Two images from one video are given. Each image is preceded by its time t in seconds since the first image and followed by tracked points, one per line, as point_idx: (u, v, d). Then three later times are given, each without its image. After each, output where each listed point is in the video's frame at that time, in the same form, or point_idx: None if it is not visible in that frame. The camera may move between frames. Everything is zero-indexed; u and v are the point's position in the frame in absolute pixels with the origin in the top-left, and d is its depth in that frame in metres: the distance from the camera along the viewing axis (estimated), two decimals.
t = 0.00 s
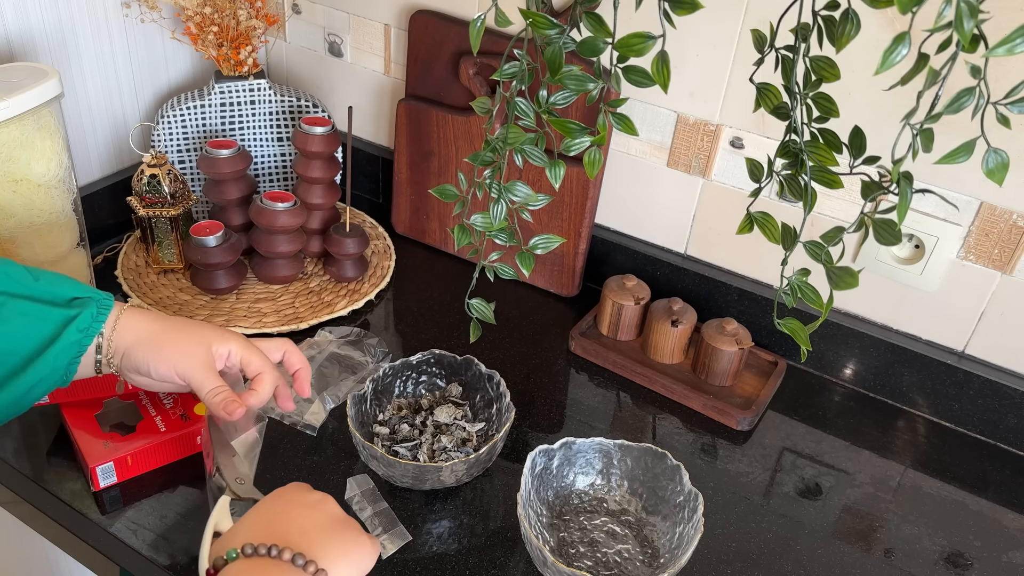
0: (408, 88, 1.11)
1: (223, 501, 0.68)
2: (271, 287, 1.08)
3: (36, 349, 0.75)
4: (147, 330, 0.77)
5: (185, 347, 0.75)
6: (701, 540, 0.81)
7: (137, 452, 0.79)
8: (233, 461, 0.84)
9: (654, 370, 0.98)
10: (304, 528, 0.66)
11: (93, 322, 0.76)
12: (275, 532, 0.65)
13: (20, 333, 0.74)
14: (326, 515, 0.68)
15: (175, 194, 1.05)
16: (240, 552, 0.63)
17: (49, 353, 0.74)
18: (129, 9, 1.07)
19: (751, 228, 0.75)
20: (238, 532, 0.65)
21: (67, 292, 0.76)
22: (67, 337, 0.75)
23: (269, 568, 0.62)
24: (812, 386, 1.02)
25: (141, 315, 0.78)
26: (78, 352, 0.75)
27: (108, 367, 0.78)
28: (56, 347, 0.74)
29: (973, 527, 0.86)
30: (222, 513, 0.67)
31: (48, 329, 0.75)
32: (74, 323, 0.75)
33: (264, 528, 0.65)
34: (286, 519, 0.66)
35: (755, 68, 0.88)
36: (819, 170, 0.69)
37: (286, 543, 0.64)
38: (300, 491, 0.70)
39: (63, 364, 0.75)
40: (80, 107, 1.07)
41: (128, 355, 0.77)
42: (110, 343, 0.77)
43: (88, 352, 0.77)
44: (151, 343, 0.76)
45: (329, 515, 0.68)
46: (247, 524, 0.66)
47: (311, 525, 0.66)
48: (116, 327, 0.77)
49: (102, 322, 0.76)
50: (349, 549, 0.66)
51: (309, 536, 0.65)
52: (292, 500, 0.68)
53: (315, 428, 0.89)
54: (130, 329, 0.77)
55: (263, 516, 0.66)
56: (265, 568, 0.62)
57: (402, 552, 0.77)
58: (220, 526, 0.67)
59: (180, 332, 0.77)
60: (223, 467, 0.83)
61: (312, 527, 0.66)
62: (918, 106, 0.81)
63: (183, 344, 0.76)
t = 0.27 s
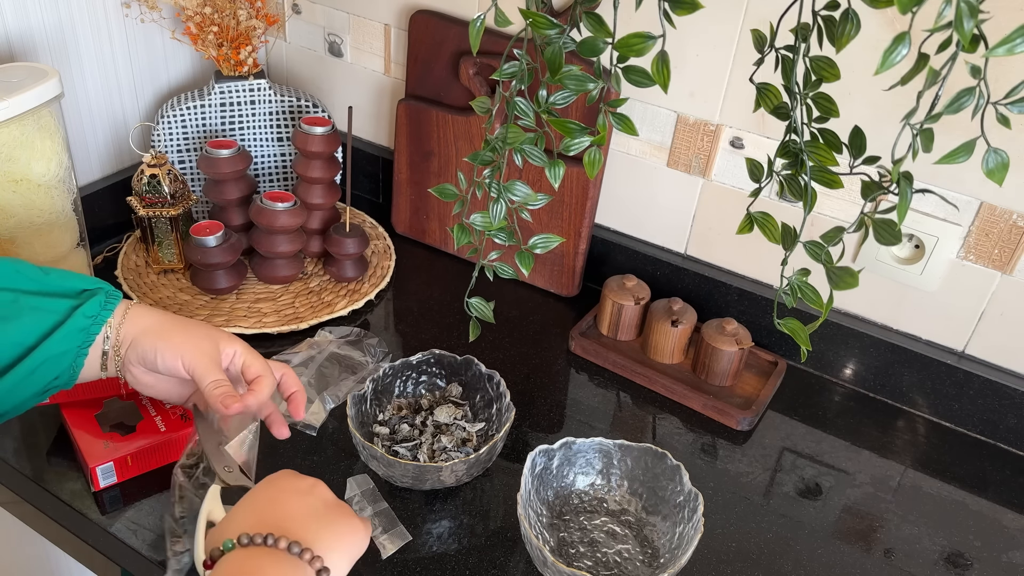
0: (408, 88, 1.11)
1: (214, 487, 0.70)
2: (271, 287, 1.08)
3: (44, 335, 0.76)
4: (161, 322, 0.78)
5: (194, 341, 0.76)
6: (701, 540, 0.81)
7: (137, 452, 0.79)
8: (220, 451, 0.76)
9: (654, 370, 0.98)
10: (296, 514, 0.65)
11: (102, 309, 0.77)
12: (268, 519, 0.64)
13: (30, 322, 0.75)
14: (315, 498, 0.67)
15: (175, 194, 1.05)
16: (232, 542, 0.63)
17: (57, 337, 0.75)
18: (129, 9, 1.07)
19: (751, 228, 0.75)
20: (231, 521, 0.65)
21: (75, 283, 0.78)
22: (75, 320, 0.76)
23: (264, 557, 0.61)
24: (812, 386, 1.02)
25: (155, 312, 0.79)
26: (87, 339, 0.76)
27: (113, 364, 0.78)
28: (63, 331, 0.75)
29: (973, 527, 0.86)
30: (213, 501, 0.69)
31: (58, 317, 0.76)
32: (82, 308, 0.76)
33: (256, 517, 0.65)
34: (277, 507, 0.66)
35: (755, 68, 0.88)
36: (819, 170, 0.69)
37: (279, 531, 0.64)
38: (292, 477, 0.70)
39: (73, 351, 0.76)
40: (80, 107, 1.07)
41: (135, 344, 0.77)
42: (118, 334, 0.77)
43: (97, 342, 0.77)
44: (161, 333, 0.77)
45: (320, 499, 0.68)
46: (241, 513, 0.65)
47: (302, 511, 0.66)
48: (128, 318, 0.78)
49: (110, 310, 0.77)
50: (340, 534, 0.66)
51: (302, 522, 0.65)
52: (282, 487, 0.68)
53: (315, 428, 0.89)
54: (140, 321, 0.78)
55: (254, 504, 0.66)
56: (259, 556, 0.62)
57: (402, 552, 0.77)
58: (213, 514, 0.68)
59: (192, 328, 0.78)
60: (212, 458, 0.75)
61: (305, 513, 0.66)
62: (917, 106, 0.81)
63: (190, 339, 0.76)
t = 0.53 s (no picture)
0: (408, 88, 1.11)
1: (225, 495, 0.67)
2: (271, 287, 1.08)
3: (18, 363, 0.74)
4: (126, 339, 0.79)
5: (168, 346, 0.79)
6: (701, 539, 0.81)
7: (137, 451, 0.79)
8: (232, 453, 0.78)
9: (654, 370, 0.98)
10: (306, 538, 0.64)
11: (77, 334, 0.76)
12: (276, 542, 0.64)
13: (5, 348, 0.73)
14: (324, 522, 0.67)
15: (174, 194, 1.05)
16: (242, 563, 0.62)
17: (33, 363, 0.74)
18: (129, 9, 1.07)
19: (751, 228, 0.75)
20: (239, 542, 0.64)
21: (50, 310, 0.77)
22: (51, 346, 0.75)
23: None
24: (812, 386, 1.02)
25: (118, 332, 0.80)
26: (62, 365, 0.75)
27: (87, 391, 0.77)
28: (38, 358, 0.74)
29: (973, 527, 0.86)
30: (224, 509, 0.66)
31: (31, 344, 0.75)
32: (57, 334, 0.75)
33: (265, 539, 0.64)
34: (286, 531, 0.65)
35: (755, 68, 0.88)
36: (819, 170, 0.69)
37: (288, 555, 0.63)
38: (300, 499, 0.69)
39: (47, 378, 0.75)
40: (80, 107, 1.07)
41: (110, 367, 0.77)
42: (92, 362, 0.77)
43: (71, 370, 0.76)
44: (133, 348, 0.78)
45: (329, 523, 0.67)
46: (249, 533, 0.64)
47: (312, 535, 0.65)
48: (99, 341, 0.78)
49: (83, 338, 0.77)
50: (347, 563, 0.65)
51: (311, 546, 0.64)
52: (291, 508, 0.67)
53: (315, 428, 0.89)
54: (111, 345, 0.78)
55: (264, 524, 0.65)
56: None
57: (402, 552, 0.77)
58: (222, 522, 0.66)
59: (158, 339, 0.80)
60: (224, 460, 0.77)
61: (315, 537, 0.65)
62: (918, 106, 0.82)
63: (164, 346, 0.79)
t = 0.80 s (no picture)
0: (408, 88, 1.11)
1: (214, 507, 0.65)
2: (271, 287, 1.08)
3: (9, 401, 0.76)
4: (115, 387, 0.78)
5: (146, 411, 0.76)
6: (701, 539, 0.81)
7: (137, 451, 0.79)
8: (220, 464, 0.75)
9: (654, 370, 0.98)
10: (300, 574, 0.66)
11: (65, 375, 0.77)
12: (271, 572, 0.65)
13: None
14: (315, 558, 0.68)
15: (175, 194, 1.05)
16: None
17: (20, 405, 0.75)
18: (128, 9, 1.07)
19: (751, 228, 0.75)
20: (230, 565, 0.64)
21: (44, 349, 0.79)
22: (39, 389, 0.76)
23: None
24: (812, 386, 1.02)
25: (110, 376, 0.79)
26: (47, 406, 0.76)
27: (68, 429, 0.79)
28: (25, 400, 0.75)
29: (973, 527, 0.86)
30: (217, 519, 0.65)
31: (24, 382, 0.77)
32: (45, 376, 0.76)
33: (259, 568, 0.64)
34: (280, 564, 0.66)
35: (755, 68, 0.88)
36: (819, 170, 0.69)
37: None
38: (291, 531, 0.70)
39: (32, 419, 0.76)
40: (80, 107, 1.07)
41: (90, 417, 0.77)
42: (77, 406, 0.77)
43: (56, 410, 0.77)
44: (114, 405, 0.76)
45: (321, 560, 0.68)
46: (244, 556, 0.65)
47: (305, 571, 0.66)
48: (84, 387, 0.77)
49: (71, 378, 0.77)
50: None
51: None
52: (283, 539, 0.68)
53: (315, 427, 0.89)
54: (95, 392, 0.77)
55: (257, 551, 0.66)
56: None
57: (402, 552, 0.77)
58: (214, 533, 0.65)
59: (144, 392, 0.78)
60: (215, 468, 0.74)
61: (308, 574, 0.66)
62: (918, 106, 0.82)
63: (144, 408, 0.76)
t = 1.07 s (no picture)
0: (408, 88, 1.11)
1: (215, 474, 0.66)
2: (271, 287, 1.08)
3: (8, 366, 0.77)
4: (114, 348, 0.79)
5: (144, 370, 0.77)
6: (701, 539, 0.81)
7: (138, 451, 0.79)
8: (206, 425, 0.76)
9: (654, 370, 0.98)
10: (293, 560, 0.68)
11: (60, 338, 0.78)
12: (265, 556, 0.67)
13: None
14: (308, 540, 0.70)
15: (174, 194, 1.05)
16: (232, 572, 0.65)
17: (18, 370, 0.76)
18: (129, 9, 1.07)
19: (751, 228, 0.75)
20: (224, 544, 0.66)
21: (38, 313, 0.79)
22: (35, 351, 0.76)
23: None
24: (812, 386, 1.02)
25: (107, 339, 0.80)
26: (45, 369, 0.77)
27: (69, 392, 0.79)
28: (23, 364, 0.76)
29: (973, 527, 0.86)
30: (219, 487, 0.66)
31: (20, 347, 0.78)
32: (41, 339, 0.77)
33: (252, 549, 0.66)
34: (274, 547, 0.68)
35: (755, 68, 0.88)
36: (819, 170, 0.69)
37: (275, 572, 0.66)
38: (287, 502, 0.72)
39: (31, 383, 0.77)
40: (80, 107, 1.07)
41: (90, 378, 0.77)
42: (75, 365, 0.78)
43: (55, 372, 0.78)
44: (112, 364, 0.77)
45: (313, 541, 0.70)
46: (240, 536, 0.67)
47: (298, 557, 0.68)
48: (82, 347, 0.78)
49: (68, 340, 0.78)
50: None
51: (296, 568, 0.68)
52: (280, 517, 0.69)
53: (315, 427, 0.89)
54: (92, 353, 0.78)
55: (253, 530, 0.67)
56: None
57: (402, 552, 0.77)
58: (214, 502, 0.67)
59: (141, 352, 0.79)
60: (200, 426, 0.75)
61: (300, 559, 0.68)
62: (918, 106, 0.82)
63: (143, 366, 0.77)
